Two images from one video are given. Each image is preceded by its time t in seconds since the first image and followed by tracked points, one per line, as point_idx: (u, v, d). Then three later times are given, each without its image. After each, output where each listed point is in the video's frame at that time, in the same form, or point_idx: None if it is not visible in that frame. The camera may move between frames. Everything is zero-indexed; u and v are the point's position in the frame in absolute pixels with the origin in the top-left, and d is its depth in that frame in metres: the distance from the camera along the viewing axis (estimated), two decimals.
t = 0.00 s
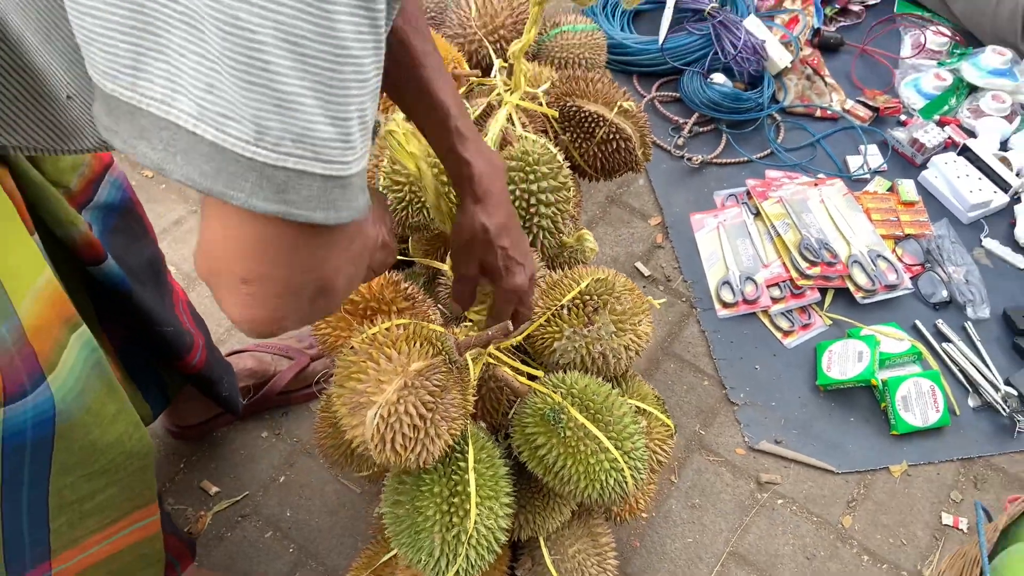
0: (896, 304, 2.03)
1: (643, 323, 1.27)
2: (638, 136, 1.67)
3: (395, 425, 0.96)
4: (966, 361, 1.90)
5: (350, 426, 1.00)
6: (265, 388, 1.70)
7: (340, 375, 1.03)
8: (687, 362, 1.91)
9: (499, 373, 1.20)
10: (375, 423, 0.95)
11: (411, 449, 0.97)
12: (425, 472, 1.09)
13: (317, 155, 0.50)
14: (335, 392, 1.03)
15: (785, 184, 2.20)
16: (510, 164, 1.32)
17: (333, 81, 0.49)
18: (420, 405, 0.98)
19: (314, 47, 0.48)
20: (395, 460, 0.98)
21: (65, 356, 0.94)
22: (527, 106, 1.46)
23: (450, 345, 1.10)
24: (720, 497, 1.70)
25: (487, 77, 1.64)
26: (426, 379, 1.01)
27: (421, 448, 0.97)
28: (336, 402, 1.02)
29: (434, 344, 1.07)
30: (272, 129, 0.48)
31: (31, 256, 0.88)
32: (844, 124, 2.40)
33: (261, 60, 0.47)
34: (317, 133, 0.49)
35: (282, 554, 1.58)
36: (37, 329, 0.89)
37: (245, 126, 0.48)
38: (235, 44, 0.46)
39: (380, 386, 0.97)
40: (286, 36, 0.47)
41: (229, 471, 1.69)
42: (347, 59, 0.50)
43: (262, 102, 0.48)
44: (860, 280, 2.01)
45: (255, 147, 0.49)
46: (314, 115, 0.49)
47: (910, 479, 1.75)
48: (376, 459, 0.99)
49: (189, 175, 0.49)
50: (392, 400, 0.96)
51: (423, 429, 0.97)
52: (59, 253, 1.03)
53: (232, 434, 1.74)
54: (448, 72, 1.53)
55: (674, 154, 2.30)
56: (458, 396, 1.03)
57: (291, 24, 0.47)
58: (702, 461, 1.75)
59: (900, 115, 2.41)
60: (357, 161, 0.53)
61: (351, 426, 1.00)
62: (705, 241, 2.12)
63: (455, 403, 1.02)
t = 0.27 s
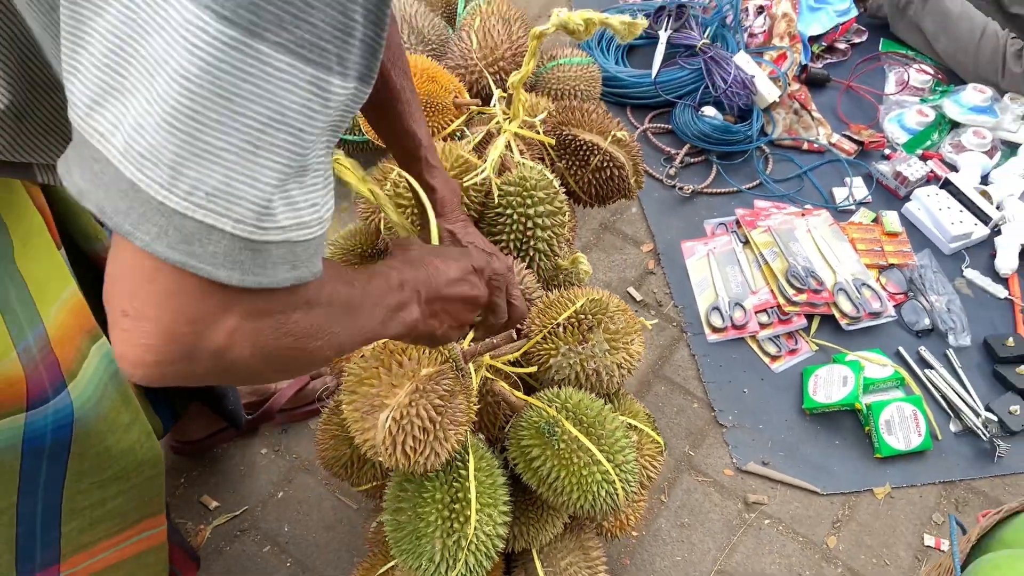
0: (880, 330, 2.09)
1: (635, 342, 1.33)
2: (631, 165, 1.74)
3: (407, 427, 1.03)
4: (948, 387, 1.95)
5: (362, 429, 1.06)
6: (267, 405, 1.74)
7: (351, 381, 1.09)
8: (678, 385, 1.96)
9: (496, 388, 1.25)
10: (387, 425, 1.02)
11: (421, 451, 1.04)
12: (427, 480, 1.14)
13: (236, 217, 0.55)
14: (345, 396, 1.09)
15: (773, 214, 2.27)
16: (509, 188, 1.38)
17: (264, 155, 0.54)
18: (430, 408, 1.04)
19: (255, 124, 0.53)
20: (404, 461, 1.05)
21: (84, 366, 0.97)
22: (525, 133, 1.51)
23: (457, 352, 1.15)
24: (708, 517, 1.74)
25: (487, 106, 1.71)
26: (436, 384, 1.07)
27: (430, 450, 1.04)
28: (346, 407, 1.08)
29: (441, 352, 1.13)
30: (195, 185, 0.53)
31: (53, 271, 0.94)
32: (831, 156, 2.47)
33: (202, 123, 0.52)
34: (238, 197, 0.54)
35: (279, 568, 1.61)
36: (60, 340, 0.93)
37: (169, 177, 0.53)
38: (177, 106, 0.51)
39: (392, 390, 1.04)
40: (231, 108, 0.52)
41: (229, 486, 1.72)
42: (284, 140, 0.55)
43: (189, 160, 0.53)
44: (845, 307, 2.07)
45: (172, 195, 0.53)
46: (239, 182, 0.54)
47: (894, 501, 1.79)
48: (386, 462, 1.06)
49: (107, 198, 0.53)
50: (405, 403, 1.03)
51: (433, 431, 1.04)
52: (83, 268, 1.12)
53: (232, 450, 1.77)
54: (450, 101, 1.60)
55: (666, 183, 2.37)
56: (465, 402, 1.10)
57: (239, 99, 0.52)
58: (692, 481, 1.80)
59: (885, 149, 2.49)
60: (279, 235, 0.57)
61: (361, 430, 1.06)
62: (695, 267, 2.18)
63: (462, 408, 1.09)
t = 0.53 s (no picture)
0: (863, 351, 2.14)
1: (621, 359, 1.37)
2: (619, 188, 1.78)
3: (405, 437, 1.06)
4: (929, 407, 2.00)
5: (361, 441, 1.09)
6: (261, 423, 1.76)
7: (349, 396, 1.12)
8: (666, 405, 2.00)
9: (487, 405, 1.27)
10: (387, 435, 1.05)
11: (418, 462, 1.07)
12: (419, 492, 1.17)
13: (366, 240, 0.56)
14: (347, 410, 1.12)
15: (759, 238, 2.32)
16: (500, 211, 1.43)
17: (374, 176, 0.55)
18: (429, 419, 1.08)
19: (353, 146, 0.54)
20: (401, 474, 1.08)
21: (85, 384, 0.99)
22: (516, 157, 1.56)
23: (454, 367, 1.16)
24: (696, 534, 1.77)
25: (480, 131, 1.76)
26: (429, 400, 1.09)
27: (427, 461, 1.07)
28: (346, 420, 1.12)
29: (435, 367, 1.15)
30: (321, 217, 0.55)
31: (59, 289, 0.95)
32: (815, 182, 2.53)
33: (308, 159, 0.53)
34: (364, 221, 0.56)
35: None
36: (63, 357, 0.95)
37: (304, 213, 0.55)
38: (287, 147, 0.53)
39: (392, 402, 1.08)
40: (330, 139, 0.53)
41: (222, 504, 1.74)
42: (389, 155, 0.55)
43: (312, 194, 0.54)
44: (829, 328, 2.12)
45: (315, 230, 0.56)
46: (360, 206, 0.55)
47: (877, 518, 1.82)
48: (384, 474, 1.09)
49: (256, 249, 0.57)
50: (404, 414, 1.07)
51: (431, 441, 1.07)
52: (84, 288, 1.13)
53: (226, 467, 1.79)
54: (444, 126, 1.64)
55: (654, 207, 2.42)
56: (461, 416, 1.13)
57: (333, 129, 0.53)
58: (679, 499, 1.82)
59: (867, 175, 2.55)
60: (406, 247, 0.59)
61: (362, 443, 1.10)
62: (683, 289, 2.22)
63: (458, 421, 1.12)
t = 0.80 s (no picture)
0: (849, 367, 2.16)
1: (608, 376, 1.39)
2: (606, 207, 1.81)
3: (389, 457, 1.07)
4: (914, 422, 2.02)
5: (345, 461, 1.10)
6: (251, 441, 1.76)
7: (335, 415, 1.13)
8: (654, 421, 2.01)
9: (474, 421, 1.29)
10: (371, 455, 1.06)
11: (402, 480, 1.08)
12: (407, 509, 1.18)
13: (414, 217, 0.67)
14: (331, 429, 1.13)
15: (745, 256, 2.35)
16: (488, 229, 1.45)
17: (414, 162, 0.66)
18: (412, 438, 1.09)
19: (395, 141, 0.64)
20: (385, 492, 1.08)
21: (73, 406, 1.00)
22: (504, 177, 1.59)
23: (436, 386, 1.18)
24: (684, 550, 1.78)
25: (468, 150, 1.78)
26: (415, 417, 1.11)
27: (411, 479, 1.08)
28: (331, 438, 1.12)
29: (422, 385, 1.17)
30: (376, 203, 0.66)
31: (46, 312, 0.96)
32: (800, 201, 2.57)
33: (361, 157, 0.63)
34: (410, 205, 0.66)
35: None
36: (52, 379, 0.96)
37: (359, 201, 0.66)
38: (344, 149, 0.63)
39: (376, 420, 1.09)
40: (376, 137, 0.63)
41: (212, 522, 1.74)
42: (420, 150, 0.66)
43: (366, 184, 0.65)
44: (815, 345, 2.14)
45: (372, 214, 0.66)
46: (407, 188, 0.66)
47: (863, 533, 1.84)
48: (369, 493, 1.09)
49: (322, 239, 0.67)
50: (388, 433, 1.07)
51: (414, 461, 1.08)
52: (73, 308, 1.14)
53: (215, 486, 1.79)
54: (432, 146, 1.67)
55: (642, 225, 2.45)
56: (444, 433, 1.15)
57: (378, 129, 0.63)
58: (668, 515, 1.83)
59: (852, 193, 2.59)
60: (447, 220, 0.70)
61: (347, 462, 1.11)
62: (670, 306, 2.24)
63: (441, 440, 1.13)
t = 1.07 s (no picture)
0: (841, 376, 2.17)
1: (600, 386, 1.40)
2: (597, 218, 1.82)
3: (383, 467, 1.07)
4: (905, 431, 2.02)
5: (337, 473, 1.09)
6: (243, 454, 1.76)
7: (328, 427, 1.13)
8: (646, 431, 2.02)
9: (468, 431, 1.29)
10: (364, 466, 1.06)
11: (395, 491, 1.08)
12: (400, 520, 1.18)
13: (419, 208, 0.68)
14: (324, 440, 1.14)
15: (736, 265, 2.36)
16: (479, 240, 1.46)
17: (416, 157, 0.66)
18: (405, 449, 1.09)
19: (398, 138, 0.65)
20: (379, 504, 1.08)
21: (64, 418, 1.00)
22: (496, 188, 1.60)
23: (429, 396, 1.20)
24: (677, 560, 1.78)
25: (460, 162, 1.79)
26: (408, 427, 1.12)
27: (404, 489, 1.08)
28: (324, 451, 1.12)
29: (415, 396, 1.17)
30: (381, 199, 0.66)
31: (36, 326, 0.96)
32: (790, 211, 2.59)
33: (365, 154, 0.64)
34: (413, 200, 0.67)
35: None
36: (43, 393, 0.96)
37: (363, 198, 0.66)
38: (347, 149, 0.63)
39: (370, 432, 1.09)
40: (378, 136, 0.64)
41: (204, 535, 1.73)
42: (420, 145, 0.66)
43: (369, 183, 0.65)
44: (806, 354, 2.15)
45: (376, 212, 0.66)
46: (412, 184, 0.67)
47: (856, 542, 1.84)
48: (362, 504, 1.09)
49: (328, 236, 0.67)
50: (381, 445, 1.07)
51: (408, 471, 1.08)
52: (64, 321, 1.14)
53: (208, 498, 1.79)
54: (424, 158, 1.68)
55: (633, 236, 2.46)
56: (438, 443, 1.15)
57: (379, 129, 0.64)
58: (661, 525, 1.83)
59: (842, 204, 2.61)
60: (448, 212, 0.70)
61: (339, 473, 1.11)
62: (662, 316, 2.25)
63: (435, 450, 1.13)
